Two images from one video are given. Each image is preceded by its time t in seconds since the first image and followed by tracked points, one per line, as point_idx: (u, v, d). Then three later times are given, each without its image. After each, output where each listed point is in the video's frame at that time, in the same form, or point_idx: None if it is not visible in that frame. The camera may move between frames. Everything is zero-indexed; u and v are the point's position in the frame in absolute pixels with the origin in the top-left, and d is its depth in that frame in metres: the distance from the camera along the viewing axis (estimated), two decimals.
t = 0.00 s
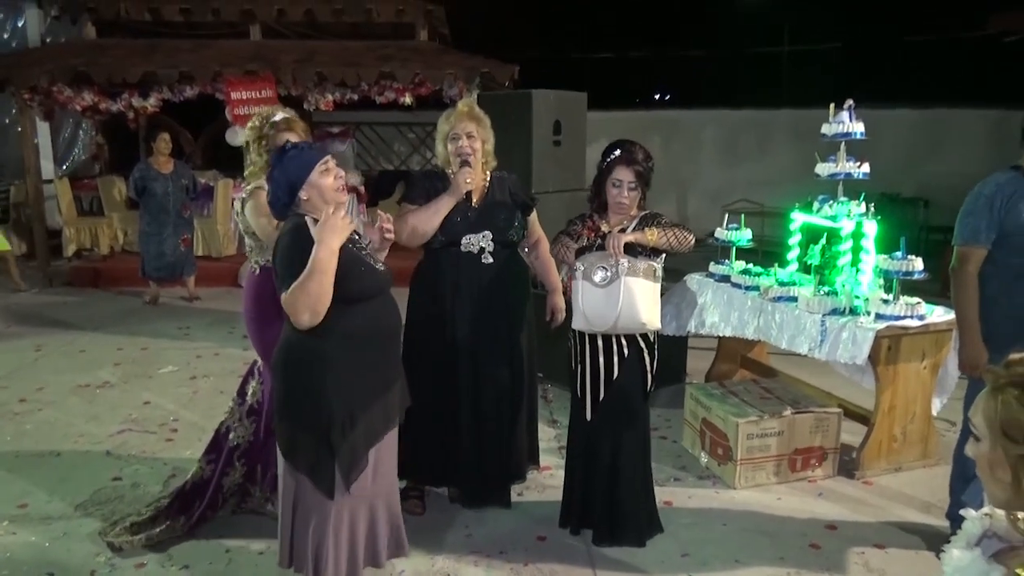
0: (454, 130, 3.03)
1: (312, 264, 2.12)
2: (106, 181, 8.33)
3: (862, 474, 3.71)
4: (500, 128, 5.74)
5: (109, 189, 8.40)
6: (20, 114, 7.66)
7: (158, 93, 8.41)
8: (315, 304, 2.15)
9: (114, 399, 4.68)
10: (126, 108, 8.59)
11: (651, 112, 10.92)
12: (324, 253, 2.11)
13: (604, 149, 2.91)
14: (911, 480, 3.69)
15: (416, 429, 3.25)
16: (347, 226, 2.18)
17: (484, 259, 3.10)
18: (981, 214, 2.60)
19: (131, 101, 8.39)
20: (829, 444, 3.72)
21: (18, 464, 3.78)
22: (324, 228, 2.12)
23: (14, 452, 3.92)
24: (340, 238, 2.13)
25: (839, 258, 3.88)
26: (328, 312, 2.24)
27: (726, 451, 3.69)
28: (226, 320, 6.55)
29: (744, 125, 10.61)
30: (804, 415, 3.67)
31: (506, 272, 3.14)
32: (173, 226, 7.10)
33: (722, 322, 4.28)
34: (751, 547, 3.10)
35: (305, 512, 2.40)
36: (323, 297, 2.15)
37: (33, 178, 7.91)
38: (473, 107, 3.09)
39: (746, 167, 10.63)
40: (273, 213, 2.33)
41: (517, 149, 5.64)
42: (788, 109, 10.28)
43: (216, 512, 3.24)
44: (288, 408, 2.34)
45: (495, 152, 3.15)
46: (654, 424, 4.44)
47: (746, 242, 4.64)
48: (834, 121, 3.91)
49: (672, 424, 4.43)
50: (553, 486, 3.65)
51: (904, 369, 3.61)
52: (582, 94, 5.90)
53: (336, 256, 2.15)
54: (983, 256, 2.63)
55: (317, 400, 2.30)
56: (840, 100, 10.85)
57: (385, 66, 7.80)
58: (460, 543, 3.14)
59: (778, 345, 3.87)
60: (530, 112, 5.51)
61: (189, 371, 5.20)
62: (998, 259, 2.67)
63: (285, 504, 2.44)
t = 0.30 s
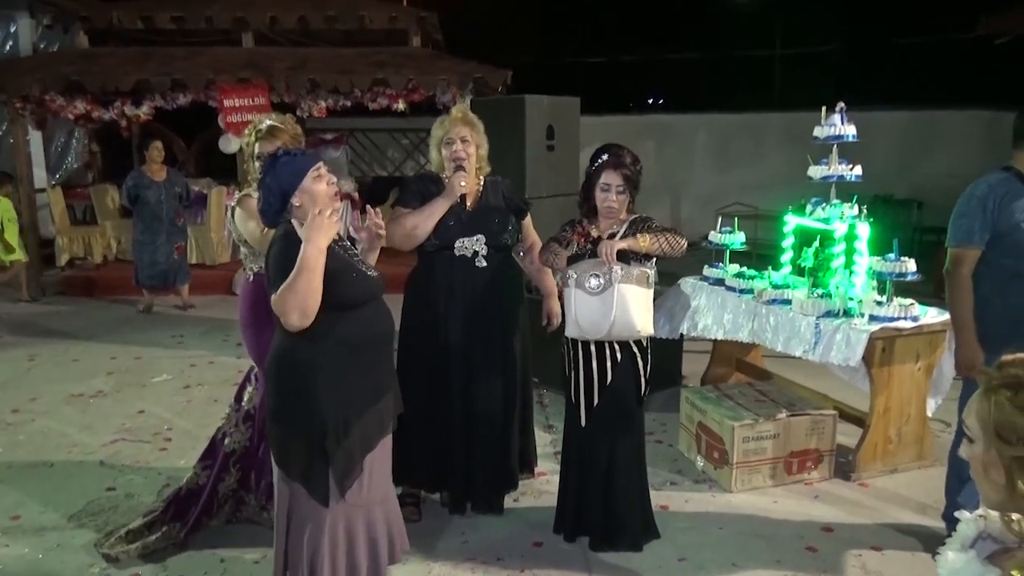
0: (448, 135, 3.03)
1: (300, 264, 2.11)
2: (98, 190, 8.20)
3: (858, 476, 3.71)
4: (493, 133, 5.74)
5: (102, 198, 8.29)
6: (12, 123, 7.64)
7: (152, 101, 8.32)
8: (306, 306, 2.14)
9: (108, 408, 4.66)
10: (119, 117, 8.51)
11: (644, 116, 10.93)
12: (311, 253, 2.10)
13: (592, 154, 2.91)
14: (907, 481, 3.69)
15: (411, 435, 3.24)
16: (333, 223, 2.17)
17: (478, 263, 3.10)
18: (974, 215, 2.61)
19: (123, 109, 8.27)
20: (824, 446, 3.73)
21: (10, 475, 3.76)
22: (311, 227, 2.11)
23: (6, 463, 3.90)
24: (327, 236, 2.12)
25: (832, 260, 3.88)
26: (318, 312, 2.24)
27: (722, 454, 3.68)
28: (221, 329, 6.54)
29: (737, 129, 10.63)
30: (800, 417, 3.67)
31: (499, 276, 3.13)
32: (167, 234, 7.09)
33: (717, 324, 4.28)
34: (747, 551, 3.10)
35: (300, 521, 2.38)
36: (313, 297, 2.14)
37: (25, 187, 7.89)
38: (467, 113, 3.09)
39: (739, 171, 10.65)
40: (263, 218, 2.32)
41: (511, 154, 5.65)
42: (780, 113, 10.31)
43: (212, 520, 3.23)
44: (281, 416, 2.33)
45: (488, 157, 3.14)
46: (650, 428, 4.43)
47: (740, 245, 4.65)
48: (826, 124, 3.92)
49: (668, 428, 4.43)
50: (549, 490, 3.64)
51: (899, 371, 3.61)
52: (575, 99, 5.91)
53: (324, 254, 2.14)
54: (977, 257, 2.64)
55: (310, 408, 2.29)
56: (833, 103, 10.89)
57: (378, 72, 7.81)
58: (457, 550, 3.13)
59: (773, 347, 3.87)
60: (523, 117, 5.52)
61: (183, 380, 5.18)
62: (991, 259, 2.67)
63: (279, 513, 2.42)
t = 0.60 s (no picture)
0: (440, 140, 3.04)
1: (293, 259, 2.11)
2: (91, 199, 8.24)
3: (854, 475, 3.71)
4: (486, 137, 5.75)
5: (95, 207, 8.31)
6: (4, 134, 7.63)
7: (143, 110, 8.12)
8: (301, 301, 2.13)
9: (103, 417, 4.65)
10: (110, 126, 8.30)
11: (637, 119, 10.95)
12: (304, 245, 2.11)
13: (581, 155, 2.91)
14: (904, 479, 3.69)
15: (409, 440, 3.24)
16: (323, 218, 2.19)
17: (473, 267, 3.09)
18: (967, 213, 2.62)
19: (116, 118, 8.13)
20: (820, 445, 3.73)
21: (5, 486, 3.74)
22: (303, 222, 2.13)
23: None
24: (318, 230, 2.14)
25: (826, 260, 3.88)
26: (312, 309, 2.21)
27: (719, 454, 3.68)
28: (216, 336, 6.52)
29: (730, 130, 10.65)
30: (796, 417, 3.67)
31: (493, 280, 3.13)
32: (160, 242, 7.07)
33: (712, 325, 4.29)
34: (745, 551, 3.10)
35: (293, 528, 2.36)
36: (308, 291, 2.13)
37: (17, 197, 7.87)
38: (457, 117, 3.09)
39: (732, 172, 10.68)
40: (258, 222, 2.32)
41: (504, 158, 5.65)
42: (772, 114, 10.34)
43: (209, 528, 3.22)
44: (273, 423, 2.32)
45: (480, 160, 3.14)
46: (647, 430, 4.43)
47: (734, 246, 4.65)
48: (817, 124, 3.92)
49: (665, 429, 4.43)
50: (546, 494, 3.64)
51: (894, 369, 3.62)
52: (567, 102, 5.91)
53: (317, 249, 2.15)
54: (971, 254, 2.65)
55: (301, 414, 2.28)
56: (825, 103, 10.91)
57: (370, 78, 7.81)
58: (454, 554, 3.13)
59: (769, 347, 3.87)
60: (516, 121, 5.52)
61: (179, 388, 5.16)
62: (985, 257, 2.68)
63: (272, 520, 2.41)
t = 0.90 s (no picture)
0: (433, 144, 3.04)
1: (308, 270, 2.08)
2: (85, 204, 8.23)
3: (849, 475, 3.72)
4: (480, 140, 5.75)
5: (88, 213, 8.30)
6: None
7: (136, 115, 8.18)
8: (297, 306, 2.11)
9: (97, 423, 4.63)
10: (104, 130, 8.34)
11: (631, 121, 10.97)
12: (326, 262, 2.08)
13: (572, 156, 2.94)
14: (897, 479, 3.71)
15: (405, 443, 3.23)
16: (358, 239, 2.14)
17: (467, 271, 3.10)
18: (959, 214, 2.63)
19: (109, 123, 8.09)
20: (815, 446, 3.74)
21: None
22: (333, 240, 2.08)
23: None
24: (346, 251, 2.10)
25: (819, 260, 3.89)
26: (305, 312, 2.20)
27: (714, 456, 3.69)
28: (211, 341, 6.51)
29: (724, 132, 10.68)
30: (790, 417, 3.67)
31: (488, 283, 3.13)
32: (154, 247, 7.06)
33: (707, 327, 4.29)
34: (740, 552, 3.10)
35: (285, 533, 2.36)
36: (308, 299, 2.11)
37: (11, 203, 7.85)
38: (450, 120, 3.09)
39: (726, 174, 10.71)
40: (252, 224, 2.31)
41: (498, 160, 5.65)
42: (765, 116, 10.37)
43: (204, 532, 3.21)
44: (265, 428, 2.31)
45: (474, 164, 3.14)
46: (642, 431, 4.44)
47: (727, 247, 4.66)
48: (810, 125, 3.93)
49: (660, 431, 4.43)
50: (542, 496, 3.64)
51: (887, 369, 3.63)
52: (561, 104, 5.92)
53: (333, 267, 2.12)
54: (962, 255, 2.66)
55: (293, 420, 2.28)
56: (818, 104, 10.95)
57: (363, 82, 7.81)
58: (449, 557, 3.12)
59: (763, 348, 3.88)
60: (509, 124, 5.53)
61: (173, 393, 5.14)
62: (977, 257, 2.69)
63: (265, 525, 2.40)
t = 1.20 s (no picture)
0: (435, 145, 3.04)
1: (277, 224, 2.12)
2: (87, 205, 8.24)
3: (850, 477, 3.72)
4: (480, 142, 5.75)
5: (89, 214, 8.31)
6: None
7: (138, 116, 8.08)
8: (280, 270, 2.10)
9: (97, 424, 4.63)
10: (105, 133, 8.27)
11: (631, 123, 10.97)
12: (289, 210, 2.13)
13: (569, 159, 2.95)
14: (898, 481, 3.71)
15: (406, 445, 3.23)
16: (309, 192, 2.23)
17: (468, 272, 3.10)
18: (959, 215, 2.63)
19: (110, 124, 8.08)
20: (816, 448, 3.73)
21: None
22: (289, 189, 2.15)
23: None
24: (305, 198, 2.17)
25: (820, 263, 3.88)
26: (293, 293, 2.19)
27: (715, 457, 3.69)
28: (212, 343, 6.51)
29: (725, 134, 10.69)
30: (791, 420, 3.67)
31: (489, 284, 3.13)
32: (155, 249, 7.07)
33: (707, 328, 4.30)
34: (740, 553, 3.10)
35: (284, 536, 2.34)
36: (289, 257, 2.11)
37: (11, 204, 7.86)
38: (451, 121, 3.10)
39: (726, 176, 10.72)
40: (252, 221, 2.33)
41: (498, 162, 5.66)
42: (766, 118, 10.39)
43: (205, 533, 3.21)
44: (265, 430, 2.31)
45: (475, 165, 3.14)
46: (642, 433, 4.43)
47: (728, 249, 4.66)
48: (810, 127, 3.93)
49: (661, 432, 4.43)
50: (542, 497, 3.64)
51: (888, 371, 3.63)
52: (562, 106, 5.92)
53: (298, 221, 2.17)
54: (963, 257, 2.66)
55: (294, 420, 2.28)
56: (818, 107, 10.96)
57: (365, 84, 7.83)
58: (449, 558, 3.12)
59: (765, 351, 3.88)
60: (510, 126, 5.53)
61: (174, 394, 5.15)
62: (977, 259, 2.69)
63: (264, 527, 2.40)
